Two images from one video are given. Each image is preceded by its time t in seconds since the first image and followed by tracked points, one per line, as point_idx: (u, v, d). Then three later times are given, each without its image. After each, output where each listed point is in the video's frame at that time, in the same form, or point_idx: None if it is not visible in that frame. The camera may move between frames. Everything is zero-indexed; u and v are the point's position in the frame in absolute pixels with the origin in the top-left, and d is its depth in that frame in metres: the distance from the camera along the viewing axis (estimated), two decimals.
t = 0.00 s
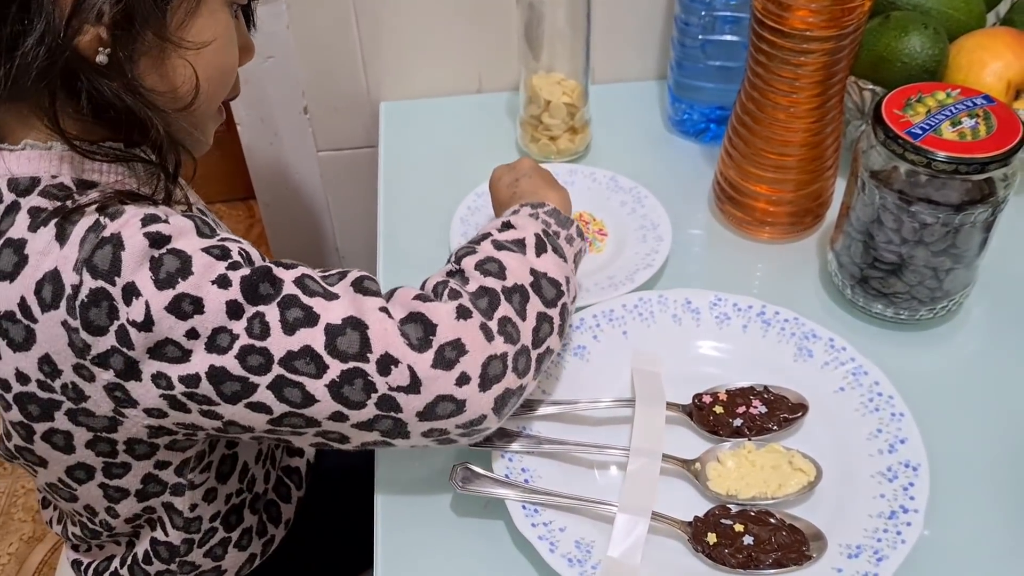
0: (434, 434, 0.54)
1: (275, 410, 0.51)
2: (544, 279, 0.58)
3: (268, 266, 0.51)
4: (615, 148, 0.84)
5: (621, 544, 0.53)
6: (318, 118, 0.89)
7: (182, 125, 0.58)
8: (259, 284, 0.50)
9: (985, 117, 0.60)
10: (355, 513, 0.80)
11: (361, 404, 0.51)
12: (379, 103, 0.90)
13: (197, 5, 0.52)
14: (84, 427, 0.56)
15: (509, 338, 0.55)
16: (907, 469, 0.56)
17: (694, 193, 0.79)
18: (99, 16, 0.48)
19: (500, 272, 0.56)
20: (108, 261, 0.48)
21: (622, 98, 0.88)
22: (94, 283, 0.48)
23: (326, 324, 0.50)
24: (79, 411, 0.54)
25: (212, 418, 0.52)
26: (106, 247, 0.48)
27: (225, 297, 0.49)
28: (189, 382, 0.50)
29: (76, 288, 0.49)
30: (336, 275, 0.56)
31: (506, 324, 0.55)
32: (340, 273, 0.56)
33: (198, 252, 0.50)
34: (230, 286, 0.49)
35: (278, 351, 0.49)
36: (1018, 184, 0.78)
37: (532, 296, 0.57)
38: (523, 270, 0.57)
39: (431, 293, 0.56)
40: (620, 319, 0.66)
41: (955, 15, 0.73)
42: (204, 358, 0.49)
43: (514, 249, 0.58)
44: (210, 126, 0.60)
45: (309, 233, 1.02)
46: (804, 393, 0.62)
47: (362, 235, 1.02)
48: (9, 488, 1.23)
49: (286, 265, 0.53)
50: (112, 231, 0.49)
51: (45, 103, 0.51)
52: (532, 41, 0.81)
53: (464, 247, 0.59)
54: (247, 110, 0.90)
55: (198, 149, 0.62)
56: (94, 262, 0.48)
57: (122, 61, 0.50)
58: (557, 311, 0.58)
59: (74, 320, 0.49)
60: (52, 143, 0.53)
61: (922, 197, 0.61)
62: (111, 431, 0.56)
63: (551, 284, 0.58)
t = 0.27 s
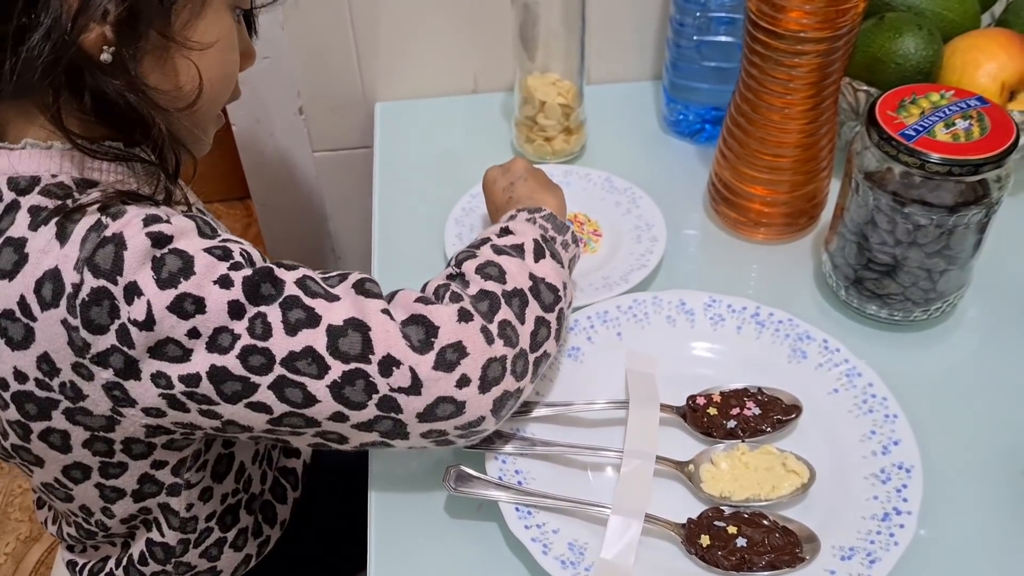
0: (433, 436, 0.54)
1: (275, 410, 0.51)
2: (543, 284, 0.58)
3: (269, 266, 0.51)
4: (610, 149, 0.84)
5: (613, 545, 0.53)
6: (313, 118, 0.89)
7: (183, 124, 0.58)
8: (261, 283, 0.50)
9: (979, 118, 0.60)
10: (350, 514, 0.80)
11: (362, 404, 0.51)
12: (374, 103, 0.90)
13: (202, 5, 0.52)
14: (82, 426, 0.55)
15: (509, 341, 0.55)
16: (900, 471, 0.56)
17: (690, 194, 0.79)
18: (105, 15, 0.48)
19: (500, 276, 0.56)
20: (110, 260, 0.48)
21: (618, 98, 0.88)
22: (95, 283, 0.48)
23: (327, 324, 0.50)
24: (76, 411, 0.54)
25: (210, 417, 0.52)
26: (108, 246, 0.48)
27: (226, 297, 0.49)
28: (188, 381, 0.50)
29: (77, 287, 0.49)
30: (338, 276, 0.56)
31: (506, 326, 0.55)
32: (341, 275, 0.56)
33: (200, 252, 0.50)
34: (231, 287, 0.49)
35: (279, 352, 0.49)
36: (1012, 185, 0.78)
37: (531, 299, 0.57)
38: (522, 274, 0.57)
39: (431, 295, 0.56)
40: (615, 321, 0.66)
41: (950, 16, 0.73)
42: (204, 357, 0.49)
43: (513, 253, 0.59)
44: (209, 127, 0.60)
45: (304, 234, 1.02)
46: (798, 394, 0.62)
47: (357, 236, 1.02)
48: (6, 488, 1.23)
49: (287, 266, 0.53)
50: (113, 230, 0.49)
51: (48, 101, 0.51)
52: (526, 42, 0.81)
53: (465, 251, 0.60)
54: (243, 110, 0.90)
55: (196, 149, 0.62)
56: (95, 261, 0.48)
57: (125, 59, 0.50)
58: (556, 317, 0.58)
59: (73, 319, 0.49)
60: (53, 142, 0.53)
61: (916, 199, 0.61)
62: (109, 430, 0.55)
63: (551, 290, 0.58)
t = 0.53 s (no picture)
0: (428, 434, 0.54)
1: (270, 409, 0.51)
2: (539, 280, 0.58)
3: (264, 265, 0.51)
4: (608, 149, 0.84)
5: (609, 548, 0.53)
6: (309, 117, 0.89)
7: (182, 122, 0.58)
8: (255, 283, 0.50)
9: (976, 120, 0.60)
10: (347, 514, 0.80)
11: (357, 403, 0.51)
12: (371, 104, 0.89)
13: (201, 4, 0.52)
14: (76, 424, 0.55)
15: (504, 339, 0.55)
16: (896, 474, 0.55)
17: (687, 195, 0.79)
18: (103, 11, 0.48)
19: (494, 273, 0.56)
20: (104, 258, 0.48)
21: (615, 99, 0.88)
22: (90, 280, 0.48)
23: (322, 324, 0.50)
24: (70, 410, 0.54)
25: (206, 416, 0.51)
26: (103, 244, 0.48)
27: (221, 296, 0.48)
28: (183, 379, 0.49)
29: (69, 285, 0.48)
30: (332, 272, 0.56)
31: (500, 326, 0.55)
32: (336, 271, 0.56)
33: (195, 250, 0.49)
34: (226, 286, 0.49)
35: (274, 351, 0.49)
36: (1009, 186, 0.78)
37: (525, 295, 0.57)
38: (517, 271, 0.57)
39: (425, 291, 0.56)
40: (610, 323, 0.66)
41: (948, 17, 0.73)
42: (200, 356, 0.49)
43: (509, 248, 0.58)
44: (207, 126, 0.60)
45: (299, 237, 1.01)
46: (794, 397, 0.61)
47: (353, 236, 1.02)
48: (4, 489, 1.23)
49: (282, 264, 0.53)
50: (107, 228, 0.48)
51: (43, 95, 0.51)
52: (523, 42, 0.80)
53: (459, 246, 0.60)
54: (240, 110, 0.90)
55: (191, 148, 0.62)
56: (89, 259, 0.48)
57: (123, 54, 0.50)
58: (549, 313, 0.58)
59: (68, 317, 0.49)
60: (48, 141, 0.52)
61: (913, 201, 0.60)
62: (103, 429, 0.55)
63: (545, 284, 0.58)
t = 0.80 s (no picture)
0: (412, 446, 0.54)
1: (252, 421, 0.51)
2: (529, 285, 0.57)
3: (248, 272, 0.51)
4: (608, 147, 0.84)
5: (608, 546, 0.53)
6: (309, 115, 0.89)
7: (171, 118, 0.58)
8: (239, 291, 0.50)
9: (976, 117, 0.60)
10: (346, 513, 0.80)
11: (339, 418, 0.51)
12: (370, 102, 0.90)
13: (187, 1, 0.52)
14: (65, 428, 0.55)
15: (489, 353, 0.54)
16: (895, 471, 0.55)
17: (687, 193, 0.79)
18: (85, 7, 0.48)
19: (483, 282, 0.55)
20: (85, 264, 0.48)
21: (616, 97, 0.88)
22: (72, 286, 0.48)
23: (305, 335, 0.50)
24: (58, 414, 0.54)
25: (190, 422, 0.52)
26: (84, 250, 0.48)
27: (203, 304, 0.48)
28: (166, 387, 0.50)
29: (52, 290, 0.48)
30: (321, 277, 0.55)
31: (487, 339, 0.54)
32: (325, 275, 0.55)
33: (178, 256, 0.49)
34: (208, 294, 0.49)
35: (256, 363, 0.49)
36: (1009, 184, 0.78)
37: (514, 304, 0.56)
38: (508, 278, 0.56)
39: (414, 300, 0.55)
40: (609, 320, 0.66)
41: (948, 14, 0.73)
42: (182, 364, 0.49)
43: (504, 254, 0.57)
44: (197, 126, 0.60)
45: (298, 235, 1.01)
46: (794, 394, 0.61)
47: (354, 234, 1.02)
48: (4, 486, 1.23)
49: (267, 270, 0.52)
50: (90, 232, 0.48)
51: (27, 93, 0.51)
52: (523, 39, 0.80)
53: (450, 249, 0.59)
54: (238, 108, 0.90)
55: (185, 147, 0.62)
56: (71, 265, 0.48)
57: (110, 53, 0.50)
58: (541, 321, 0.57)
59: (51, 323, 0.49)
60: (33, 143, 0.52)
61: (912, 198, 0.60)
62: (92, 432, 0.56)
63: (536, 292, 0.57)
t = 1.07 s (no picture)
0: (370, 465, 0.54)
1: (225, 442, 0.52)
2: (485, 281, 0.56)
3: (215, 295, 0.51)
4: (609, 145, 0.84)
5: (610, 539, 0.53)
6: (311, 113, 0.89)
7: (154, 123, 0.55)
8: (204, 315, 0.50)
9: (976, 114, 0.60)
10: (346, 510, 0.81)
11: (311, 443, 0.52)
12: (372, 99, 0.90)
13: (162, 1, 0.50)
14: (43, 442, 0.57)
15: (453, 370, 0.53)
16: (895, 465, 0.56)
17: (688, 191, 0.79)
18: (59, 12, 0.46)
19: (434, 296, 0.54)
20: (49, 286, 0.48)
21: (617, 94, 0.88)
22: (34, 308, 0.48)
23: (272, 361, 0.50)
24: (35, 427, 0.56)
25: (162, 440, 0.53)
26: (47, 270, 0.48)
27: (167, 328, 0.49)
28: (136, 410, 0.50)
29: (18, 311, 0.49)
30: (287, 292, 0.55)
31: (450, 356, 0.54)
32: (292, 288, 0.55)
33: (142, 277, 0.49)
34: (174, 318, 0.49)
35: (224, 392, 0.50)
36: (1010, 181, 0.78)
37: (473, 309, 0.55)
38: (461, 282, 0.55)
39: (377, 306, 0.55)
40: (611, 315, 0.66)
41: (949, 11, 0.73)
42: (149, 390, 0.49)
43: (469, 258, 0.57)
44: (181, 129, 0.58)
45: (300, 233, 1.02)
46: (795, 388, 0.62)
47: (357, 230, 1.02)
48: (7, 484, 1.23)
49: (234, 290, 0.52)
50: (55, 251, 0.48)
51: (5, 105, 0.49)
52: (525, 36, 0.80)
53: (397, 253, 0.57)
54: (240, 105, 0.90)
55: (168, 153, 0.60)
56: (34, 287, 0.48)
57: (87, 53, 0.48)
58: (499, 316, 0.56)
59: (18, 342, 0.50)
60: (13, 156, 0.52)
61: (913, 193, 0.61)
62: (70, 445, 0.57)
63: (492, 290, 0.56)
